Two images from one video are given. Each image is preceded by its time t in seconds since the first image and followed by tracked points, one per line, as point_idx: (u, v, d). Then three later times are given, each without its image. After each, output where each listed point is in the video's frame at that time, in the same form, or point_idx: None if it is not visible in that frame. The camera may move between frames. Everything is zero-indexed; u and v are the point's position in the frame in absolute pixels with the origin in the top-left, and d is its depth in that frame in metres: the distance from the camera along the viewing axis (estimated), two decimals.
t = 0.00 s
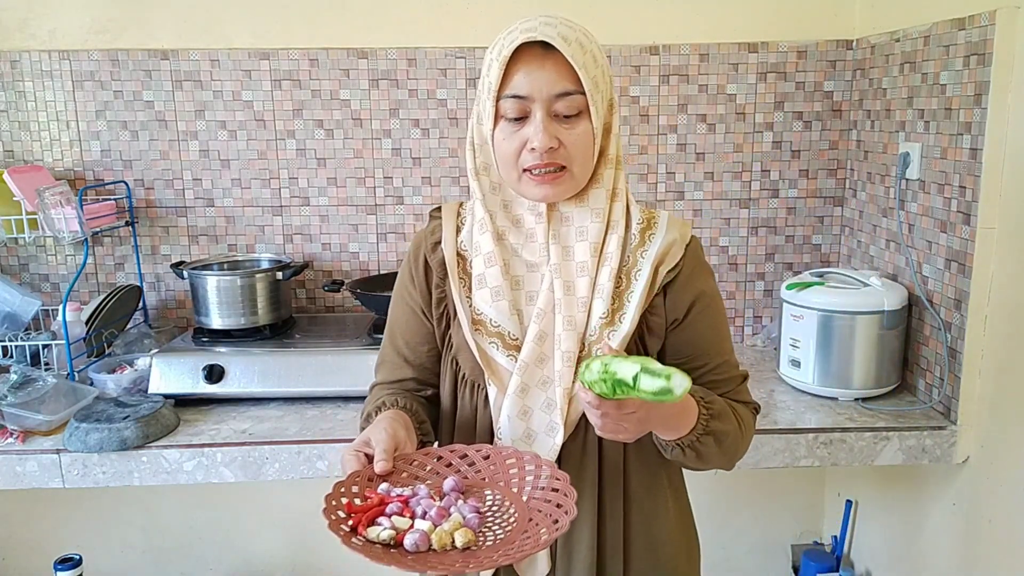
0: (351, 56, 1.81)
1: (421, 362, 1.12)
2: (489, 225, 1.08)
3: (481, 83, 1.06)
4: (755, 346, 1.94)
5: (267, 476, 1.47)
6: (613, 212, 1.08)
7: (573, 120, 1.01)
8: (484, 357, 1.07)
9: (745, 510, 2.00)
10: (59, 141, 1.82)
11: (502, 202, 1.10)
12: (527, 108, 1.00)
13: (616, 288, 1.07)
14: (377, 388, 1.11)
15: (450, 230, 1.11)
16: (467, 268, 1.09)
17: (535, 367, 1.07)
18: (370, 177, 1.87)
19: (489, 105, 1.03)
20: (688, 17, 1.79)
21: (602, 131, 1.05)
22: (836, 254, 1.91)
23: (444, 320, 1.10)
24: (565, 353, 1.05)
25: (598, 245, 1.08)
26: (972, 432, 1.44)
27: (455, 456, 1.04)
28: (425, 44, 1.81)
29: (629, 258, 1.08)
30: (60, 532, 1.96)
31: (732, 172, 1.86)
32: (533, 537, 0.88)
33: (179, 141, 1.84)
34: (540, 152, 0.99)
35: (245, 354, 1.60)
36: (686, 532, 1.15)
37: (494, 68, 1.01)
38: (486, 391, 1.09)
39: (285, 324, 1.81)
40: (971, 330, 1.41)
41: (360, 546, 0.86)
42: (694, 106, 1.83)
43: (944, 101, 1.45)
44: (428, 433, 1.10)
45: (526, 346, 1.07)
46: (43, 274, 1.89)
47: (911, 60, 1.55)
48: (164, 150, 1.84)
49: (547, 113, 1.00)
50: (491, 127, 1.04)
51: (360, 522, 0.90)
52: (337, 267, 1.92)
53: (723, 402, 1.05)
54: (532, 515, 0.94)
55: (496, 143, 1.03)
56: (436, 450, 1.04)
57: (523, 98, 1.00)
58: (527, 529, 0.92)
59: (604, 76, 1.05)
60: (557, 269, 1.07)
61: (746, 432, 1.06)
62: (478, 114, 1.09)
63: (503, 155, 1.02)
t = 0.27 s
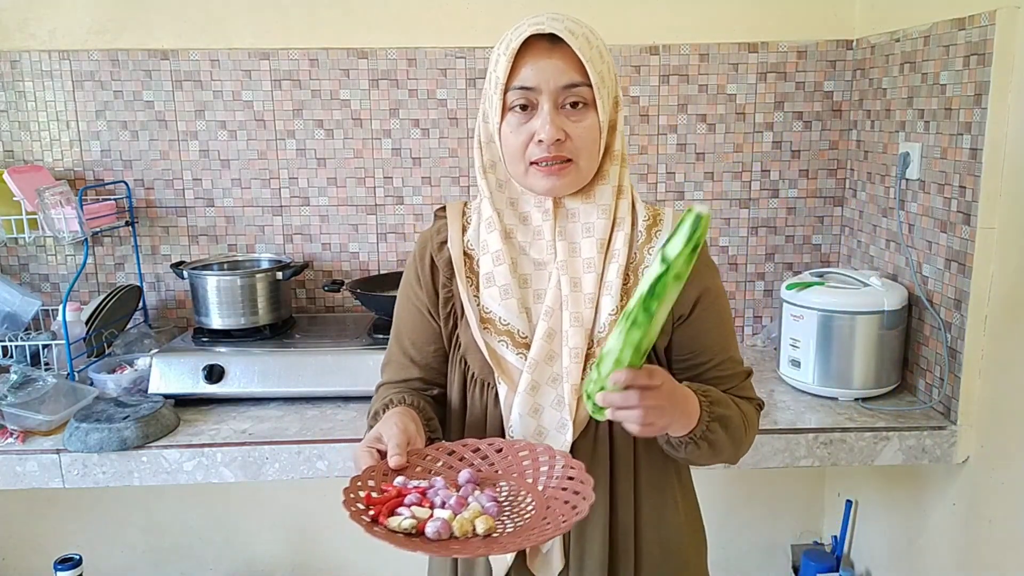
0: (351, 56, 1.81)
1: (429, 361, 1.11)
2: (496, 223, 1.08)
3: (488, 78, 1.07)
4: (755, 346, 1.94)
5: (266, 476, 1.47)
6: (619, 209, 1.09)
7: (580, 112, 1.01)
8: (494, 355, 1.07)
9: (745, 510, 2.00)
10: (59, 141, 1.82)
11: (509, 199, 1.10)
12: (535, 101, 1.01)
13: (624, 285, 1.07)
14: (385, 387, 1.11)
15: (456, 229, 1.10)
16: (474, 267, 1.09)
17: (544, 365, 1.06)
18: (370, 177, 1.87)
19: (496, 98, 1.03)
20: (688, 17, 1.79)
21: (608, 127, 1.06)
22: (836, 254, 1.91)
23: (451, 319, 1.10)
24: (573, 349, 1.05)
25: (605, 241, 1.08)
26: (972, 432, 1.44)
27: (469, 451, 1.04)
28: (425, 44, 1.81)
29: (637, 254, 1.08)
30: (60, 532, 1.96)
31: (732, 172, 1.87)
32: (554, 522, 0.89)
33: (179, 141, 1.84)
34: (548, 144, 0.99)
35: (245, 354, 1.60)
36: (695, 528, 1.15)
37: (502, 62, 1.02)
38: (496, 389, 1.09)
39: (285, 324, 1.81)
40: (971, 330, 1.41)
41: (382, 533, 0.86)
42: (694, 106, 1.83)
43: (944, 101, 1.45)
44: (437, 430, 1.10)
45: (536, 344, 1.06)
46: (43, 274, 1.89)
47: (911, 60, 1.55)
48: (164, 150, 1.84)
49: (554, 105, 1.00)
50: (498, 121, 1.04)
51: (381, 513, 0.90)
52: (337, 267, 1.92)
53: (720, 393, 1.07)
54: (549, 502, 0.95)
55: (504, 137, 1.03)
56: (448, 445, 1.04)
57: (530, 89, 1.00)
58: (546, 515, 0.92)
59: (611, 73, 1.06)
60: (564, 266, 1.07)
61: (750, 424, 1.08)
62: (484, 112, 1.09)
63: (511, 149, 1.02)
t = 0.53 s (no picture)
0: (351, 56, 1.81)
1: (434, 362, 1.11)
2: (502, 225, 1.07)
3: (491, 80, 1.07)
4: (755, 346, 1.94)
5: (266, 476, 1.47)
6: (624, 210, 1.09)
7: (583, 116, 1.01)
8: (502, 356, 1.07)
9: (745, 510, 2.00)
10: (59, 141, 1.82)
11: (513, 200, 1.10)
12: (538, 104, 1.01)
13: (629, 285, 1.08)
14: (390, 388, 1.10)
15: (461, 231, 1.10)
16: (480, 268, 1.08)
17: (552, 364, 1.07)
18: (370, 177, 1.87)
19: (500, 102, 1.03)
20: (688, 17, 1.79)
21: (611, 128, 1.06)
22: (836, 254, 1.91)
23: (457, 321, 1.10)
24: (580, 350, 1.06)
25: (610, 242, 1.08)
26: (972, 432, 1.44)
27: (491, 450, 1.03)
28: (425, 44, 1.81)
29: (642, 254, 1.08)
30: (60, 532, 1.96)
31: (732, 172, 1.86)
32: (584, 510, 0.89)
33: (179, 141, 1.84)
34: (551, 148, 0.99)
35: (245, 354, 1.60)
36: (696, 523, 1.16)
37: (505, 65, 1.02)
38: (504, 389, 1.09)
39: (285, 324, 1.81)
40: (971, 330, 1.41)
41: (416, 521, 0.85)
42: (694, 106, 1.83)
43: (944, 101, 1.45)
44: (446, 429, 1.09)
45: (543, 345, 1.07)
46: (43, 274, 1.89)
47: (911, 60, 1.55)
48: (164, 150, 1.84)
49: (557, 108, 1.00)
50: (502, 125, 1.04)
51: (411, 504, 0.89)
52: (337, 267, 1.92)
53: (720, 388, 1.08)
54: (577, 495, 0.95)
55: (507, 140, 1.03)
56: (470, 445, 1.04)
57: (534, 93, 1.00)
58: (575, 506, 0.92)
59: (613, 75, 1.06)
60: (570, 268, 1.07)
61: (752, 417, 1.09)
62: (488, 113, 1.09)
63: (515, 152, 1.02)
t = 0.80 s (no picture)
0: (351, 56, 1.81)
1: (437, 361, 1.10)
2: (506, 225, 1.07)
3: (493, 83, 1.07)
4: (755, 346, 1.94)
5: (267, 476, 1.47)
6: (627, 211, 1.09)
7: (585, 122, 1.01)
8: (506, 356, 1.07)
9: (745, 510, 2.00)
10: (59, 141, 1.82)
11: (515, 201, 1.10)
12: (541, 109, 1.00)
13: (631, 285, 1.08)
14: (394, 387, 1.09)
15: (465, 230, 1.10)
16: (484, 267, 1.09)
17: (556, 364, 1.07)
18: (370, 177, 1.87)
19: (503, 106, 1.03)
20: (688, 17, 1.80)
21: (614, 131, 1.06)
22: (836, 254, 1.91)
23: (461, 321, 1.09)
24: (584, 350, 1.06)
25: (612, 244, 1.08)
26: (972, 432, 1.44)
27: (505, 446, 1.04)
28: (425, 44, 1.81)
29: (645, 255, 1.09)
30: (60, 532, 1.96)
31: (732, 172, 1.87)
32: (603, 504, 0.90)
33: (179, 141, 1.84)
34: (553, 152, 0.99)
35: (245, 354, 1.60)
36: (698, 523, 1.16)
37: (507, 70, 1.02)
38: (508, 389, 1.09)
39: (285, 324, 1.81)
40: (971, 330, 1.41)
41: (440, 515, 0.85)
42: (694, 106, 1.83)
43: (944, 101, 1.45)
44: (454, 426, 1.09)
45: (548, 344, 1.07)
46: (43, 274, 1.89)
47: (911, 60, 1.55)
48: (164, 150, 1.84)
49: (560, 114, 1.00)
50: (504, 128, 1.04)
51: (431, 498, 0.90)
52: (337, 267, 1.92)
53: (725, 384, 1.09)
54: (594, 488, 0.95)
55: (510, 145, 1.03)
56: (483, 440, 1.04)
57: (537, 99, 1.00)
58: (593, 500, 0.93)
59: (616, 78, 1.06)
60: (573, 268, 1.07)
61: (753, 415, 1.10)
62: (490, 115, 1.09)
63: (518, 155, 1.02)
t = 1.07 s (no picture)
0: (351, 56, 1.81)
1: (437, 361, 1.10)
2: (505, 225, 1.07)
3: (493, 83, 1.06)
4: (755, 346, 1.94)
5: (266, 476, 1.47)
6: (625, 212, 1.09)
7: (585, 124, 1.01)
8: (506, 354, 1.07)
9: (746, 510, 2.00)
10: (59, 141, 1.82)
11: (515, 202, 1.10)
12: (541, 112, 1.00)
13: (630, 285, 1.08)
14: (393, 387, 1.09)
15: (464, 231, 1.10)
16: (484, 267, 1.09)
17: (556, 363, 1.07)
18: (370, 177, 1.87)
19: (503, 108, 1.03)
20: (688, 17, 1.79)
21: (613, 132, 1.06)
22: (836, 254, 1.91)
23: (460, 320, 1.09)
24: (583, 349, 1.06)
25: (611, 243, 1.08)
26: (972, 432, 1.44)
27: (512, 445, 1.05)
28: (425, 44, 1.81)
29: (642, 254, 1.09)
30: (60, 532, 1.96)
31: (732, 172, 1.86)
32: (611, 513, 0.91)
33: (179, 141, 1.84)
34: (553, 155, 0.99)
35: (245, 354, 1.60)
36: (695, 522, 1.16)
37: (507, 73, 1.02)
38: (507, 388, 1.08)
39: (285, 324, 1.81)
40: (971, 330, 1.41)
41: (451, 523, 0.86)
42: (694, 106, 1.83)
43: (943, 101, 1.45)
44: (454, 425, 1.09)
45: (547, 343, 1.07)
46: (43, 274, 1.89)
47: (911, 60, 1.55)
48: (164, 150, 1.84)
49: (560, 117, 1.00)
50: (504, 130, 1.04)
51: (440, 502, 0.92)
52: (337, 267, 1.92)
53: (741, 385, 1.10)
54: (600, 492, 0.97)
55: (510, 147, 1.03)
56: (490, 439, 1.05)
57: (538, 102, 1.00)
58: (600, 505, 0.94)
59: (614, 79, 1.06)
60: (572, 268, 1.07)
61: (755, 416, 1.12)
62: (489, 116, 1.09)
63: (517, 157, 1.02)
